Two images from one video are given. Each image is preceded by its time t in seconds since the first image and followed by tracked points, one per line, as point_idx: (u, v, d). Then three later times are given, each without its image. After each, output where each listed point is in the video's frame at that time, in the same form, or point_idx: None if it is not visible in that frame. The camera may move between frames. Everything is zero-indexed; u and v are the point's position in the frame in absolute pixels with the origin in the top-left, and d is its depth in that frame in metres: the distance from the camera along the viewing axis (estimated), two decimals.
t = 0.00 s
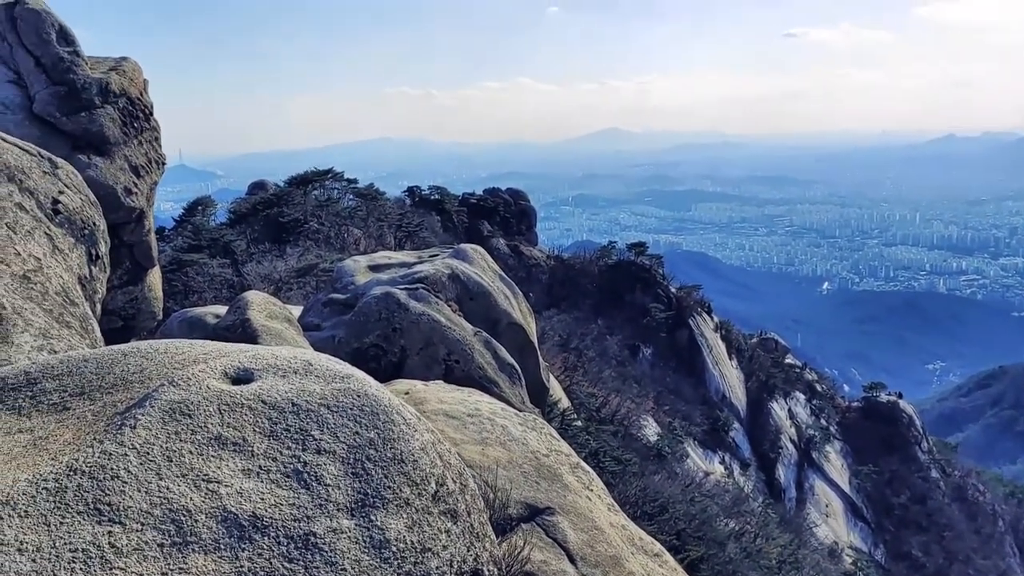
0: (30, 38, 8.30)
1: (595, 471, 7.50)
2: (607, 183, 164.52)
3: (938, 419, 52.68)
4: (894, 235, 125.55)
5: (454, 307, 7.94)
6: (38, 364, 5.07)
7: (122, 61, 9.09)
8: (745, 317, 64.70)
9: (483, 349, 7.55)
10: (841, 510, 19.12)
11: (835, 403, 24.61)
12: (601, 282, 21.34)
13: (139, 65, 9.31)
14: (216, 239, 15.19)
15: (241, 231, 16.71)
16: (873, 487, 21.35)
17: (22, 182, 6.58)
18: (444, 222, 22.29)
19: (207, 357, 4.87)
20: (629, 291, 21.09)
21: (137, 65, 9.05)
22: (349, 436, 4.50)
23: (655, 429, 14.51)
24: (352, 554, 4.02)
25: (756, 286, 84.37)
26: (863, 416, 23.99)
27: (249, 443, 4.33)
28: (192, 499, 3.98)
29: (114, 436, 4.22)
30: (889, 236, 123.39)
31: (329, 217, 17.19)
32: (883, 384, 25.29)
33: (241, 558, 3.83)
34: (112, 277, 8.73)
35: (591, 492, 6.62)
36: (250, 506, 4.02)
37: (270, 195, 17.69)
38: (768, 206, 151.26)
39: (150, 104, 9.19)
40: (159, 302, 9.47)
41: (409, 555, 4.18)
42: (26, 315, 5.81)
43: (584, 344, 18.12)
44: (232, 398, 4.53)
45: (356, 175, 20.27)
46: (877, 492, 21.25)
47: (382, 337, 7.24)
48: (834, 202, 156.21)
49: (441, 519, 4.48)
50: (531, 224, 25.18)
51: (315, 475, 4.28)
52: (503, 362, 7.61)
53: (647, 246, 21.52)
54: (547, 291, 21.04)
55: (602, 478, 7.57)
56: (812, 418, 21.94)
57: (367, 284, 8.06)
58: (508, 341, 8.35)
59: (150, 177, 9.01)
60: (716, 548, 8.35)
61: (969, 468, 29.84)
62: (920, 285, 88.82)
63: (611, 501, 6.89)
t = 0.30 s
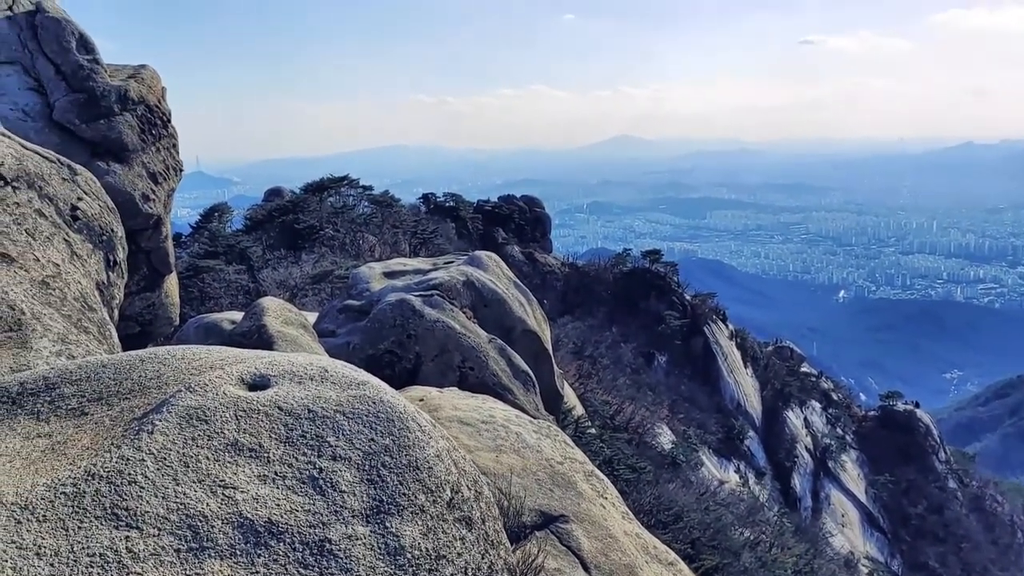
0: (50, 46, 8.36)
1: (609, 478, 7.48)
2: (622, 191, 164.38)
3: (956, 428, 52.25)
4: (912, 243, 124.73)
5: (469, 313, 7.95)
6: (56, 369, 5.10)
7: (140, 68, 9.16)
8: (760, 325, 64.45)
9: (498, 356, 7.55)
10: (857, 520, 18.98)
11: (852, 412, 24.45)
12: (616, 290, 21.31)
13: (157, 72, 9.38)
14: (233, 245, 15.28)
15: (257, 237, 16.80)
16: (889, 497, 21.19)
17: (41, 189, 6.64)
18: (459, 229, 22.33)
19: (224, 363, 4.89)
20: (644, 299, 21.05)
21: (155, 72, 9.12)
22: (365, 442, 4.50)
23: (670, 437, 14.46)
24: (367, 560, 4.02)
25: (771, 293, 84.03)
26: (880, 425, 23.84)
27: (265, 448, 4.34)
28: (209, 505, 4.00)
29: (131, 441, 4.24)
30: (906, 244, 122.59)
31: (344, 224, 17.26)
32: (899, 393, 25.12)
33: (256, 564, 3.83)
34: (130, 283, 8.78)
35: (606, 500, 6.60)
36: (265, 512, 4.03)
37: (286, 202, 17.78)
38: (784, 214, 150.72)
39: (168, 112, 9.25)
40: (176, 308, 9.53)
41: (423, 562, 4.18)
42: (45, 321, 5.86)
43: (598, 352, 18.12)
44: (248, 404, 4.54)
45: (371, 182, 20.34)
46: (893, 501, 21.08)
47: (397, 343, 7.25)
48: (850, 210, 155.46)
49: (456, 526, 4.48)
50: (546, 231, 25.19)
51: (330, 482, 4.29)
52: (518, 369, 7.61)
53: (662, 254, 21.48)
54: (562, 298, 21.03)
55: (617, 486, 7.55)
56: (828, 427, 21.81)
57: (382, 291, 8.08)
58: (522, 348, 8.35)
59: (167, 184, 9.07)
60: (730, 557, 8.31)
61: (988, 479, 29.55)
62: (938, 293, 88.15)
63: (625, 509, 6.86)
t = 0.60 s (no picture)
0: (73, 55, 8.51)
1: (626, 487, 7.46)
2: (638, 199, 164.15)
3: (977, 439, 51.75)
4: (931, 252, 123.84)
5: (486, 321, 7.95)
6: (78, 376, 5.15)
7: (161, 77, 9.25)
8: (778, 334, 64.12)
9: (514, 364, 7.55)
10: (876, 531, 18.80)
11: (870, 422, 24.27)
12: (633, 298, 21.26)
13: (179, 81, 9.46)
14: (251, 252, 15.36)
15: (275, 245, 16.88)
16: (908, 508, 21.00)
17: (64, 197, 6.70)
18: (476, 237, 22.36)
19: (243, 370, 4.90)
20: (661, 307, 21.00)
21: (176, 81, 9.20)
22: (384, 450, 4.51)
23: (687, 447, 14.39)
24: (385, 568, 4.01)
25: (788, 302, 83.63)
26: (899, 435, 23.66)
27: (285, 456, 4.35)
28: (229, 512, 4.01)
29: (152, 447, 4.26)
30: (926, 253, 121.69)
31: (361, 231, 17.32)
32: (919, 404, 24.91)
33: (275, 571, 3.83)
34: (150, 290, 8.83)
35: (623, 509, 6.58)
36: (284, 518, 4.04)
37: (304, 209, 17.88)
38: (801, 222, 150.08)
39: (189, 120, 9.32)
40: (195, 314, 9.59)
41: (441, 571, 4.17)
42: (67, 327, 5.92)
43: (615, 360, 18.10)
44: (268, 411, 4.55)
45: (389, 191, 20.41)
46: (913, 513, 20.88)
47: (414, 350, 7.27)
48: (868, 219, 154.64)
49: (474, 535, 4.47)
50: (563, 239, 25.19)
51: (349, 489, 4.29)
52: (535, 378, 7.59)
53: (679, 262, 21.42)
54: (579, 306, 21.01)
55: (633, 495, 7.53)
56: (847, 437, 21.66)
57: (400, 298, 8.10)
58: (539, 356, 8.35)
59: (188, 192, 9.13)
60: (748, 568, 8.26)
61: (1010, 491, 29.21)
62: (958, 303, 87.40)
63: (642, 519, 6.83)
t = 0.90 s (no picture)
0: (93, 64, 8.60)
1: (640, 496, 7.44)
2: (652, 207, 163.98)
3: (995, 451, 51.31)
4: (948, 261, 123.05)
5: (500, 330, 7.96)
6: (97, 382, 5.19)
7: (180, 86, 9.32)
8: (793, 343, 63.86)
9: (529, 372, 7.55)
10: (893, 542, 18.63)
11: (887, 432, 24.11)
12: (648, 306, 21.22)
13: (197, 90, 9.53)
14: (267, 260, 15.43)
15: (291, 252, 16.95)
16: (925, 519, 20.83)
17: (83, 205, 6.75)
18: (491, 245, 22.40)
19: (261, 378, 4.92)
20: (676, 316, 20.96)
21: (194, 90, 9.26)
22: (400, 458, 4.51)
23: (701, 456, 14.33)
24: None
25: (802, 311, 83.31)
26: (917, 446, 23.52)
27: (302, 463, 4.36)
28: (247, 519, 4.02)
29: (171, 454, 4.28)
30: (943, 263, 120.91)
31: (377, 239, 17.37)
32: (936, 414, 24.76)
33: None
34: (167, 297, 8.88)
35: (637, 518, 6.56)
36: (301, 526, 4.05)
37: (320, 217, 17.94)
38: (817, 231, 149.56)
39: (206, 129, 9.38)
40: (212, 321, 9.64)
41: None
42: (85, 334, 5.98)
43: (629, 369, 18.09)
44: (285, 419, 4.56)
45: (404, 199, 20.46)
46: (930, 524, 20.72)
47: (429, 358, 7.28)
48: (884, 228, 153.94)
49: (490, 543, 4.46)
50: (577, 247, 25.19)
51: (366, 497, 4.30)
52: (549, 386, 7.59)
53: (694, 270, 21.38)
54: (593, 314, 21.00)
55: (648, 505, 7.51)
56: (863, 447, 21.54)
57: (414, 306, 8.11)
58: (554, 365, 8.35)
59: (205, 200, 9.18)
60: None
61: None
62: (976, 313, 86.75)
63: (656, 528, 6.80)
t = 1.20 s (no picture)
0: (111, 73, 8.73)
1: (655, 506, 7.42)
2: (665, 214, 163.84)
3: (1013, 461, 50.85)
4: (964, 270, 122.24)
5: (515, 338, 7.97)
6: (115, 389, 5.22)
7: (197, 95, 9.38)
8: (808, 351, 63.59)
9: (543, 380, 7.54)
10: (909, 553, 18.48)
11: (903, 442, 23.95)
12: (662, 315, 21.20)
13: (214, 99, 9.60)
14: (282, 268, 15.50)
15: (306, 260, 17.02)
16: (942, 530, 20.66)
17: (101, 213, 6.80)
18: (505, 253, 22.43)
19: (278, 387, 4.93)
20: (690, 325, 20.93)
21: (211, 99, 9.34)
22: (416, 467, 4.51)
23: (716, 465, 14.27)
24: None
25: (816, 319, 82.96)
26: (933, 456, 23.38)
27: (319, 471, 4.37)
28: (264, 526, 4.03)
29: (188, 462, 4.29)
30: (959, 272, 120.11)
31: (391, 247, 17.42)
32: (953, 425, 24.59)
33: None
34: (183, 304, 8.92)
35: (651, 528, 6.52)
36: (318, 534, 4.05)
37: (334, 225, 18.01)
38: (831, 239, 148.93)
39: (223, 138, 9.44)
40: (228, 329, 9.69)
41: None
42: (103, 340, 6.04)
43: (644, 377, 18.07)
44: (302, 427, 4.57)
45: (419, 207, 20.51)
46: (946, 535, 20.55)
47: (443, 366, 7.29)
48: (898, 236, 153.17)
49: (506, 553, 4.46)
50: (592, 256, 25.20)
51: (382, 505, 4.30)
52: (563, 394, 7.58)
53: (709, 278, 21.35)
54: (607, 322, 20.99)
55: (662, 514, 7.49)
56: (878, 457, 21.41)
57: (429, 314, 8.13)
58: (568, 373, 8.35)
59: (222, 208, 9.23)
60: None
61: None
62: (993, 322, 86.12)
63: (671, 538, 6.76)
